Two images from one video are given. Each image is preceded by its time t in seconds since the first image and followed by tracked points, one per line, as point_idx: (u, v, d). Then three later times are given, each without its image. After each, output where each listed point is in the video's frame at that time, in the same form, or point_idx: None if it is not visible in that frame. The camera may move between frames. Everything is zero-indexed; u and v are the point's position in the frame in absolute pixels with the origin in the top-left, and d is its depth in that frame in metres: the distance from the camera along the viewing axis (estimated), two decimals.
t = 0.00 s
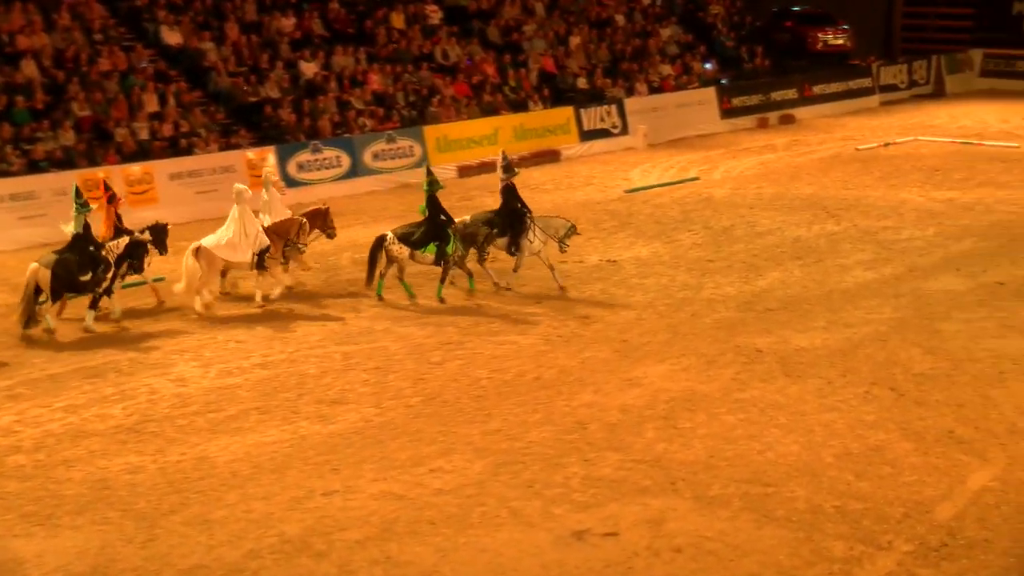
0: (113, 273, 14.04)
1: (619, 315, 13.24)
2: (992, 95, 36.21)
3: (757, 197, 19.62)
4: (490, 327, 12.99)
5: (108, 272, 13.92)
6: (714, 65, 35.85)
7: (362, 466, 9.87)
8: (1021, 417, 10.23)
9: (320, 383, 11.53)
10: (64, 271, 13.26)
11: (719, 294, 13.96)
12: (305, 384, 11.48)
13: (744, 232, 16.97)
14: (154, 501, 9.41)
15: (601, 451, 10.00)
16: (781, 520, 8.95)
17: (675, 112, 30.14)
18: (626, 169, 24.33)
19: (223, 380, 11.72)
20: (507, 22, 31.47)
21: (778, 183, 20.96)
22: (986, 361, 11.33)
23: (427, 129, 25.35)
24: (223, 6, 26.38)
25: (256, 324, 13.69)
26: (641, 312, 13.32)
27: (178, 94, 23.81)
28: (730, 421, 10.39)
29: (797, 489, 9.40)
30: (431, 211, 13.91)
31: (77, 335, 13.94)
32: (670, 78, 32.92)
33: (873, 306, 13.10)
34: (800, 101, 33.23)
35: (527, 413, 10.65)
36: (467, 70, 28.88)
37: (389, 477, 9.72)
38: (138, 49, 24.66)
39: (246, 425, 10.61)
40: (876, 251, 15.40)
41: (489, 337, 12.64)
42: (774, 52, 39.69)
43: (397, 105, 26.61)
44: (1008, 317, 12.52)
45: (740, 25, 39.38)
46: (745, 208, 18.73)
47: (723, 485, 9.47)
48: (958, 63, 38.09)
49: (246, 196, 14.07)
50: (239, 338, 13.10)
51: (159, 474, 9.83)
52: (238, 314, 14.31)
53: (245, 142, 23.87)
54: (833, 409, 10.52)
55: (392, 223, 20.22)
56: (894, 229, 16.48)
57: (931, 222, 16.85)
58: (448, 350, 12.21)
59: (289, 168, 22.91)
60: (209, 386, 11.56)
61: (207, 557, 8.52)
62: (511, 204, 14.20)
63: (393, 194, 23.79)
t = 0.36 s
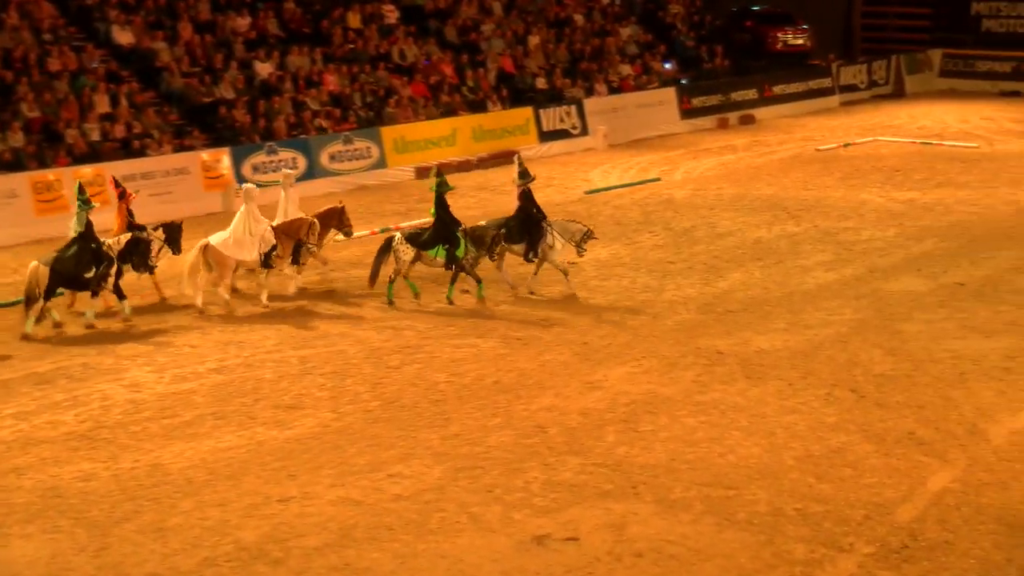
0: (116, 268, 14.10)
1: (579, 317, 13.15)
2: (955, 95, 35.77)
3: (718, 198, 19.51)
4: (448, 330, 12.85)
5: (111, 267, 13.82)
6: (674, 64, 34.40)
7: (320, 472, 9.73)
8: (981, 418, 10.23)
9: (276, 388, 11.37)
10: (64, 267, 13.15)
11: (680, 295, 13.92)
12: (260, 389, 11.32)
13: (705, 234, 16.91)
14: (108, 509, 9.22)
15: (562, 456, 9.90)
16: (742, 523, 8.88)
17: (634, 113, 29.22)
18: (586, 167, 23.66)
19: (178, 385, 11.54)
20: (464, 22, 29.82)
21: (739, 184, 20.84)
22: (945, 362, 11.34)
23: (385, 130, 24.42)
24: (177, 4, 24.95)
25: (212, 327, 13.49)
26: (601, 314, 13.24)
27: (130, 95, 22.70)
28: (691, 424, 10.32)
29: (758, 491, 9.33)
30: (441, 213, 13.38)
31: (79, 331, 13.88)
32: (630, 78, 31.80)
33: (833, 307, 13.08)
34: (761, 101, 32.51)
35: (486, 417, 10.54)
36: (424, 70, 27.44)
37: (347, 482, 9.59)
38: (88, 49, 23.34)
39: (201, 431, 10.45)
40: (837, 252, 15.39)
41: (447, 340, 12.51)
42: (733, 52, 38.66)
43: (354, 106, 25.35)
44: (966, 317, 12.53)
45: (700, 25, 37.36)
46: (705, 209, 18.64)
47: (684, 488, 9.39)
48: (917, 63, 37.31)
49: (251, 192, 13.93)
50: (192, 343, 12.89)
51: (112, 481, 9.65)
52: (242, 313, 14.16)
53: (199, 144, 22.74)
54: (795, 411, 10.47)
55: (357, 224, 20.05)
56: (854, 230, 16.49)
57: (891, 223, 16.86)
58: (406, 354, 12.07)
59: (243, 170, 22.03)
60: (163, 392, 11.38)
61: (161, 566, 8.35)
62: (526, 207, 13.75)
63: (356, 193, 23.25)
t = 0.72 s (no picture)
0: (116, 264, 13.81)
1: (538, 317, 13.06)
2: (917, 93, 34.20)
3: (676, 197, 19.24)
4: (404, 331, 12.70)
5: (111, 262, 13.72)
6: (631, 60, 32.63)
7: (274, 476, 9.59)
8: (940, 416, 10.21)
9: (229, 391, 11.21)
10: (66, 262, 13.16)
11: (639, 294, 13.86)
12: (213, 392, 11.16)
13: (663, 233, 16.76)
14: (57, 515, 9.03)
15: (520, 457, 9.80)
16: (701, 524, 8.81)
17: (590, 110, 27.92)
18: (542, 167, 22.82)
19: (129, 389, 11.35)
20: (419, 19, 28.28)
21: (697, 181, 20.48)
22: (903, 360, 11.32)
23: (339, 128, 23.24)
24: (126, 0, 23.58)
25: (165, 329, 13.27)
26: (560, 315, 13.14)
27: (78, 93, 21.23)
28: (648, 424, 10.24)
29: (717, 492, 9.26)
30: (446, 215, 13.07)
31: (79, 326, 13.75)
32: (587, 75, 30.13)
33: (792, 306, 13.05)
34: (716, 99, 30.98)
35: (443, 419, 10.42)
36: (379, 68, 25.96)
37: (301, 485, 9.46)
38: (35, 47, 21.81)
39: (152, 435, 10.29)
40: (796, 250, 15.35)
41: (404, 341, 12.37)
42: (690, 50, 36.50)
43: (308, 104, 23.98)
44: (924, 315, 12.54)
45: (657, 22, 35.66)
46: (663, 207, 18.44)
47: (642, 490, 9.30)
48: (875, 61, 35.95)
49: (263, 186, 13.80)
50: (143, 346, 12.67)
51: (61, 487, 9.47)
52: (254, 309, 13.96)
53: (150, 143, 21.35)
54: (754, 411, 10.40)
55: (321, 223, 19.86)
56: (813, 229, 16.43)
57: (849, 221, 16.80)
58: (362, 355, 11.93)
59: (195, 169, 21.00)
60: (113, 395, 11.19)
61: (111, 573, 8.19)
62: (540, 210, 13.36)
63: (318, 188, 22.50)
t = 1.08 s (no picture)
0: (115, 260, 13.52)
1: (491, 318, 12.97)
2: (872, 90, 33.32)
3: (631, 195, 19.00)
4: (358, 332, 12.56)
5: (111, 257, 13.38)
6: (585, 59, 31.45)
7: (226, 480, 9.44)
8: (896, 415, 10.19)
9: (179, 394, 11.05)
10: (62, 257, 12.77)
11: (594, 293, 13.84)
12: (163, 395, 10.99)
13: (619, 232, 16.61)
14: (2, 522, 8.83)
15: (475, 459, 9.69)
16: (657, 525, 8.74)
17: (546, 108, 26.81)
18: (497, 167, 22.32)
19: (76, 393, 11.16)
20: (371, 15, 27.16)
21: (652, 179, 20.20)
22: (858, 360, 11.29)
23: (290, 127, 22.24)
24: None
25: (116, 330, 13.05)
26: (515, 315, 13.04)
27: (21, 90, 20.12)
28: (605, 425, 10.15)
29: (674, 492, 9.19)
30: (450, 217, 12.76)
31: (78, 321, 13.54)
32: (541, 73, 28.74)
33: (749, 305, 13.01)
34: (672, 97, 29.71)
35: (396, 421, 10.29)
36: (330, 66, 24.85)
37: (253, 489, 9.32)
38: None
39: (99, 440, 10.12)
40: (751, 249, 15.32)
41: (357, 342, 12.22)
42: (644, 48, 35.11)
43: (258, 103, 22.91)
44: (880, 313, 12.54)
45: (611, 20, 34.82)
46: (619, 206, 18.22)
47: (599, 492, 9.21)
48: (829, 58, 34.36)
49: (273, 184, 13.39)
50: (91, 347, 12.44)
51: (6, 493, 9.28)
52: (265, 308, 13.66)
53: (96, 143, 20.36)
54: (710, 411, 10.33)
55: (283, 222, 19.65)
56: (769, 227, 16.38)
57: (805, 220, 16.76)
58: (315, 357, 11.78)
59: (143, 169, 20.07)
60: (60, 400, 11.00)
61: None
62: (551, 211, 13.12)
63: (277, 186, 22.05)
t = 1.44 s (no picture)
0: (116, 256, 13.45)
1: (443, 318, 12.92)
2: (825, 88, 33.09)
3: (587, 194, 18.92)
4: (310, 333, 12.44)
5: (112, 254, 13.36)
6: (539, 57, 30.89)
7: (176, 484, 9.31)
8: (850, 413, 10.18)
9: (129, 397, 10.89)
10: (63, 254, 12.82)
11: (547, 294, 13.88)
12: (112, 399, 10.83)
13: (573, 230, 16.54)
14: None
15: (428, 461, 9.61)
16: (612, 526, 8.68)
17: (499, 107, 26.55)
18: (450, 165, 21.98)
19: (24, 397, 10.97)
20: (322, 13, 26.74)
21: (606, 178, 20.08)
22: (812, 360, 11.27)
23: (240, 126, 21.84)
24: None
25: (65, 332, 12.86)
26: (469, 316, 12.97)
27: None
28: (560, 426, 10.09)
29: (629, 493, 9.13)
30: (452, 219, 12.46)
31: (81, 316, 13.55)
32: (493, 72, 28.43)
33: (703, 304, 13.00)
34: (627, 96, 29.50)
35: (349, 423, 10.19)
36: (281, 64, 24.37)
37: (204, 493, 9.19)
38: None
39: (46, 445, 9.95)
40: (705, 248, 15.33)
41: (309, 343, 12.09)
42: (597, 46, 34.69)
43: (207, 102, 22.47)
44: (835, 311, 12.55)
45: (566, 18, 33.67)
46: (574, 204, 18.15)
47: (554, 493, 9.14)
48: (783, 57, 34.18)
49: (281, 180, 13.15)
50: (38, 351, 12.25)
51: None
52: (274, 308, 13.52)
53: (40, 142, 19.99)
54: (665, 411, 10.28)
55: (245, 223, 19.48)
56: (723, 226, 16.36)
57: (759, 218, 16.76)
58: (267, 359, 11.65)
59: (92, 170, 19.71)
60: (6, 404, 10.81)
61: None
62: (562, 218, 12.74)
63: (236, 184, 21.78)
